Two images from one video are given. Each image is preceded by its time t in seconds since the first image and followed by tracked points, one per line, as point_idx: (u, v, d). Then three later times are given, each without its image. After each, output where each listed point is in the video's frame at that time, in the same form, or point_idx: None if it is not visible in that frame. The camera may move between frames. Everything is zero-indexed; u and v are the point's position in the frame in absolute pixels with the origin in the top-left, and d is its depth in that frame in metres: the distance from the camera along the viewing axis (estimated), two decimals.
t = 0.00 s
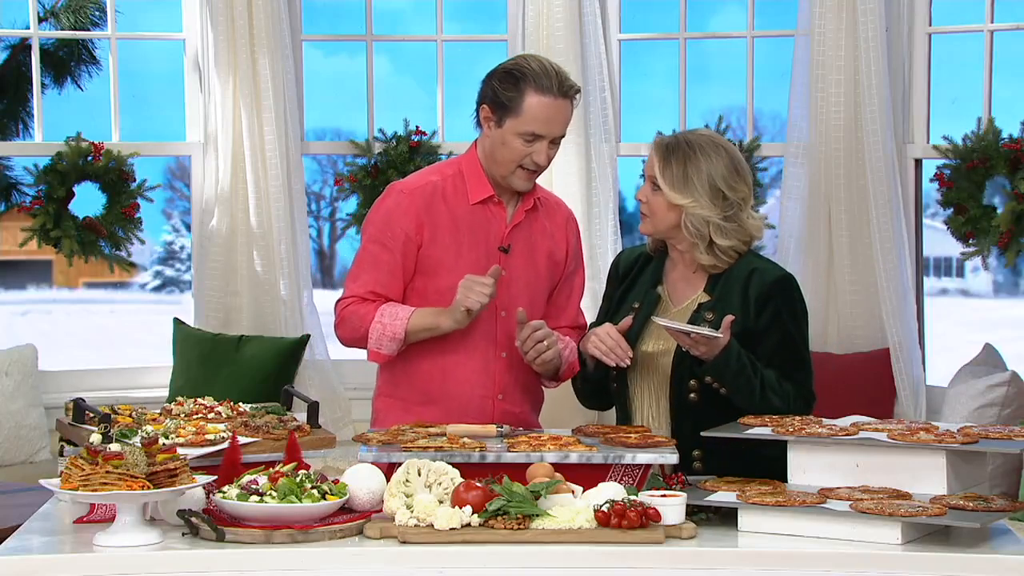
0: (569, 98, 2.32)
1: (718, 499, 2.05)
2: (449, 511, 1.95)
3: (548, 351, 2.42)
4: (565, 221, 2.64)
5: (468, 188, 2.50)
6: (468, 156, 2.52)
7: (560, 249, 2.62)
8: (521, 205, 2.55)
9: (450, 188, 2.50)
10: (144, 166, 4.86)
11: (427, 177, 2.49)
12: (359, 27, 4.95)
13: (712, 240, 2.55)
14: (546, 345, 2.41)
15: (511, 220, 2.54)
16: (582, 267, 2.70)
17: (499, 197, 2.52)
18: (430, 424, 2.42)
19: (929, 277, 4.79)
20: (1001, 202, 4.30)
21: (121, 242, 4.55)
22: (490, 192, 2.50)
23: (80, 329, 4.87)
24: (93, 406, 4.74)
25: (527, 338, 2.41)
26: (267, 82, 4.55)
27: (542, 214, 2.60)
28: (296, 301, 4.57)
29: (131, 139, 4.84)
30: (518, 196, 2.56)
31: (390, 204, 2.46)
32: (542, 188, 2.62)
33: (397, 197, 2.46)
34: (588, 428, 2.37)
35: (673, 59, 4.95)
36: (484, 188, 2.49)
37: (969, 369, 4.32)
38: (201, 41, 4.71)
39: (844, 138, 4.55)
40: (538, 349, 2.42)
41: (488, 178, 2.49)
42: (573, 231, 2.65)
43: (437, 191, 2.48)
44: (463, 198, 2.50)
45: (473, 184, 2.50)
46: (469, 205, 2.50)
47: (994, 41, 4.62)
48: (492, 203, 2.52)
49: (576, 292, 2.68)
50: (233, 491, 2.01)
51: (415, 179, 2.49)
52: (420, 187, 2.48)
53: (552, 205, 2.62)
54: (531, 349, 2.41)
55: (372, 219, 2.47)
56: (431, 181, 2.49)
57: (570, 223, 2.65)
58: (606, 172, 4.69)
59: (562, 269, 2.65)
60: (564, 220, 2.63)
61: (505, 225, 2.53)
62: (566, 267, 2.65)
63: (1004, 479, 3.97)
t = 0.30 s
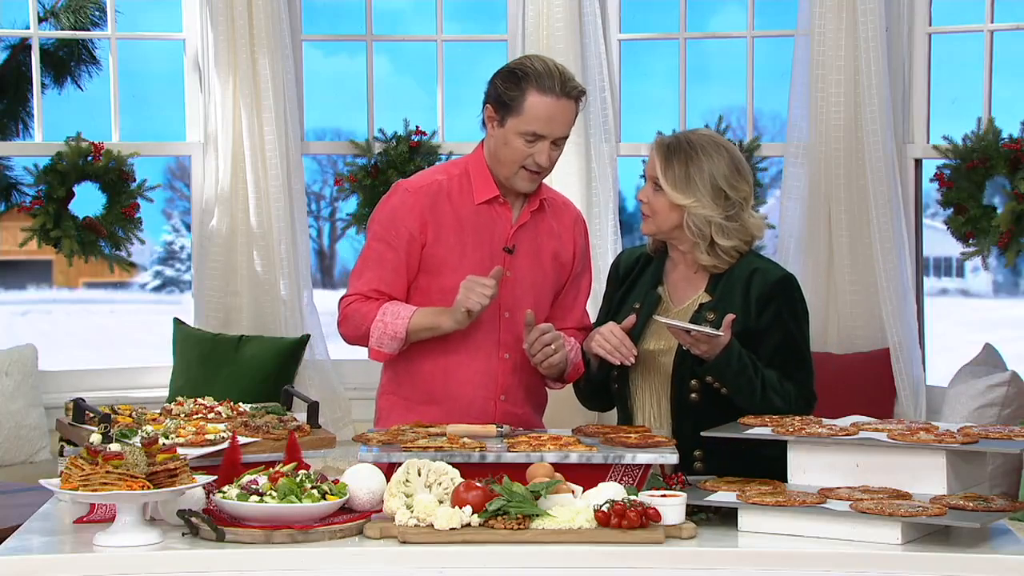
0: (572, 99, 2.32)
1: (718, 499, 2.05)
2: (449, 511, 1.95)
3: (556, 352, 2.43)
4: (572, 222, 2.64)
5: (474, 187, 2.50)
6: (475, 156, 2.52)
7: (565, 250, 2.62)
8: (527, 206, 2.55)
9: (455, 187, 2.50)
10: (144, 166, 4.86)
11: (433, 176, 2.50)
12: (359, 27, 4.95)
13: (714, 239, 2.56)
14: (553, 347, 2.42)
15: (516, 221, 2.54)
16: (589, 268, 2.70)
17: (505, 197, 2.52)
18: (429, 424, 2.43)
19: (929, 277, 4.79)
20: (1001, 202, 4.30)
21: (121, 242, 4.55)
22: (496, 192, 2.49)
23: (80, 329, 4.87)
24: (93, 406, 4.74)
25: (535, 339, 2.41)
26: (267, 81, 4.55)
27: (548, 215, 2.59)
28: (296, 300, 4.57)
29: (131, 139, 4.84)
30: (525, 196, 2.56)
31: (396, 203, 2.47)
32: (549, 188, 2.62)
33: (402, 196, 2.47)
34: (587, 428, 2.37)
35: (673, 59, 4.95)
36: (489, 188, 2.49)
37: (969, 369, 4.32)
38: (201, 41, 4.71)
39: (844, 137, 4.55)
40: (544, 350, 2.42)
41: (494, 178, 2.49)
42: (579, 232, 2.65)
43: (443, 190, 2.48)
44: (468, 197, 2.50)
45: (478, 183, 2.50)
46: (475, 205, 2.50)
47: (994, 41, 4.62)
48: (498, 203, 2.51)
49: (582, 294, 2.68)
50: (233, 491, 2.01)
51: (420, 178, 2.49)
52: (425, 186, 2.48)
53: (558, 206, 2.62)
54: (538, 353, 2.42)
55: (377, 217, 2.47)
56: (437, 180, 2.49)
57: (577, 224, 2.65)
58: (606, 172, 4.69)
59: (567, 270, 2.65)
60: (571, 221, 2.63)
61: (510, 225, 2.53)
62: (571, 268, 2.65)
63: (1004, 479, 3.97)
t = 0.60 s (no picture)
0: (570, 110, 2.29)
1: (718, 499, 2.05)
2: (449, 511, 1.95)
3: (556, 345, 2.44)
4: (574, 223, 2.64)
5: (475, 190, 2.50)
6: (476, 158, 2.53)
7: (565, 252, 2.62)
8: (528, 209, 2.56)
9: (456, 189, 2.50)
10: (144, 166, 4.86)
11: (434, 177, 2.50)
12: (359, 27, 4.95)
13: (741, 236, 2.56)
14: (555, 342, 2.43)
15: (516, 224, 2.55)
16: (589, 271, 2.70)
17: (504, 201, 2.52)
18: (428, 424, 2.43)
19: (929, 277, 4.79)
20: (1001, 202, 4.30)
21: (121, 242, 4.55)
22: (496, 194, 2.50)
23: (80, 329, 4.87)
24: (93, 406, 4.74)
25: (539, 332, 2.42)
26: (267, 82, 4.55)
27: (549, 218, 2.60)
28: (296, 301, 4.57)
29: (131, 139, 4.84)
30: (526, 200, 2.57)
31: (397, 203, 2.46)
32: (550, 191, 2.62)
33: (403, 196, 2.47)
34: (587, 428, 2.37)
35: (673, 59, 4.95)
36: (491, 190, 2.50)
37: (969, 369, 4.32)
38: (201, 41, 4.71)
39: (844, 137, 4.55)
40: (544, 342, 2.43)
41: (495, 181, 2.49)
42: (579, 235, 2.65)
43: (445, 192, 2.48)
44: (469, 199, 2.50)
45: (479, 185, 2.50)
46: (476, 207, 2.50)
47: (994, 41, 4.62)
48: (498, 206, 2.52)
49: (582, 295, 2.68)
50: (233, 491, 2.01)
51: (422, 179, 2.49)
52: (427, 187, 2.48)
53: (560, 208, 2.62)
54: (539, 344, 2.42)
55: (379, 217, 2.47)
56: (438, 181, 2.49)
57: (577, 227, 2.65)
58: (606, 172, 4.69)
59: (567, 272, 2.65)
60: (571, 224, 2.64)
61: (510, 229, 2.54)
62: (571, 269, 2.65)
63: (1004, 479, 3.97)
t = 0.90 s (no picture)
0: (559, 113, 2.30)
1: (718, 499, 2.05)
2: (449, 511, 1.95)
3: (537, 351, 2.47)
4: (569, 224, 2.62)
5: (466, 192, 2.50)
6: (469, 160, 2.52)
7: (559, 254, 2.61)
8: (521, 212, 2.55)
9: (448, 190, 2.51)
10: (144, 166, 4.86)
11: (426, 179, 2.50)
12: (359, 27, 4.95)
13: (764, 232, 2.51)
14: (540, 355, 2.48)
15: (508, 227, 2.54)
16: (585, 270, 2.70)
17: (496, 204, 2.52)
18: (428, 425, 2.43)
19: (929, 277, 4.79)
20: (1001, 202, 4.30)
21: (121, 242, 4.55)
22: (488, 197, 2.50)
23: (80, 329, 4.87)
24: (93, 406, 4.74)
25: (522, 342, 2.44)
26: (267, 82, 4.55)
27: (543, 220, 2.58)
28: (296, 300, 4.58)
29: (131, 139, 4.84)
30: (519, 201, 2.56)
31: (388, 205, 2.47)
32: (545, 193, 2.61)
33: (394, 198, 2.48)
34: (587, 428, 2.37)
35: (673, 59, 4.95)
36: (482, 193, 2.49)
37: (969, 369, 4.32)
38: (201, 41, 4.71)
39: (844, 138, 4.55)
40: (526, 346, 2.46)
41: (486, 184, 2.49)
42: (574, 236, 2.64)
43: (435, 194, 2.49)
44: (461, 200, 2.50)
45: (470, 187, 2.50)
46: (467, 209, 2.50)
47: (994, 41, 4.62)
48: (491, 208, 2.52)
49: (576, 297, 2.68)
50: (233, 491, 2.01)
51: (413, 181, 2.50)
52: (418, 189, 2.49)
53: (554, 209, 2.60)
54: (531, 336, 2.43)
55: (370, 219, 2.49)
56: (429, 183, 2.49)
57: (572, 229, 2.64)
58: (606, 172, 4.69)
59: (561, 273, 2.65)
60: (566, 225, 2.62)
61: (502, 231, 2.53)
62: (566, 271, 2.65)
63: (1004, 479, 3.97)
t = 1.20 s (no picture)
0: (525, 86, 2.32)
1: (718, 499, 2.05)
2: (449, 511, 1.95)
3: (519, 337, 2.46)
4: (544, 211, 2.61)
5: (436, 185, 2.50)
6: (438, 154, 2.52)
7: (536, 240, 2.60)
8: (493, 201, 2.54)
9: (419, 185, 2.50)
10: (144, 166, 4.86)
11: (394, 176, 2.50)
12: (359, 27, 4.95)
13: (785, 239, 2.50)
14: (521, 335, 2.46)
15: (482, 216, 2.53)
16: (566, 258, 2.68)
17: (468, 193, 2.51)
18: (428, 424, 2.43)
19: (929, 277, 4.79)
20: (1000, 202, 4.30)
21: (121, 242, 4.55)
22: (458, 188, 2.49)
23: (80, 329, 4.87)
24: (93, 406, 4.74)
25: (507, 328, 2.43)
26: (267, 81, 4.55)
27: (517, 208, 2.58)
28: (296, 300, 4.58)
29: (131, 139, 4.84)
30: (491, 190, 2.55)
31: (358, 205, 2.47)
32: (518, 181, 2.60)
33: (364, 197, 2.47)
34: (588, 428, 2.37)
35: (673, 59, 4.95)
36: (452, 184, 2.49)
37: (969, 369, 4.32)
38: (201, 41, 4.70)
39: (844, 137, 4.55)
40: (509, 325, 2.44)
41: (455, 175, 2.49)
42: (551, 224, 2.63)
43: (405, 189, 2.49)
44: (432, 194, 2.50)
45: (441, 180, 2.50)
46: (439, 202, 2.50)
47: (994, 41, 4.62)
48: (462, 199, 2.51)
49: (558, 285, 2.66)
50: (233, 491, 2.01)
51: (383, 179, 2.50)
52: (387, 186, 2.49)
53: (528, 196, 2.60)
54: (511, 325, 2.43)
55: (342, 220, 2.49)
56: (398, 180, 2.50)
57: (548, 216, 2.63)
58: (606, 172, 4.69)
59: (541, 261, 2.64)
60: (542, 212, 2.61)
61: (476, 221, 2.53)
62: (546, 259, 2.63)
63: (1004, 479, 3.97)
